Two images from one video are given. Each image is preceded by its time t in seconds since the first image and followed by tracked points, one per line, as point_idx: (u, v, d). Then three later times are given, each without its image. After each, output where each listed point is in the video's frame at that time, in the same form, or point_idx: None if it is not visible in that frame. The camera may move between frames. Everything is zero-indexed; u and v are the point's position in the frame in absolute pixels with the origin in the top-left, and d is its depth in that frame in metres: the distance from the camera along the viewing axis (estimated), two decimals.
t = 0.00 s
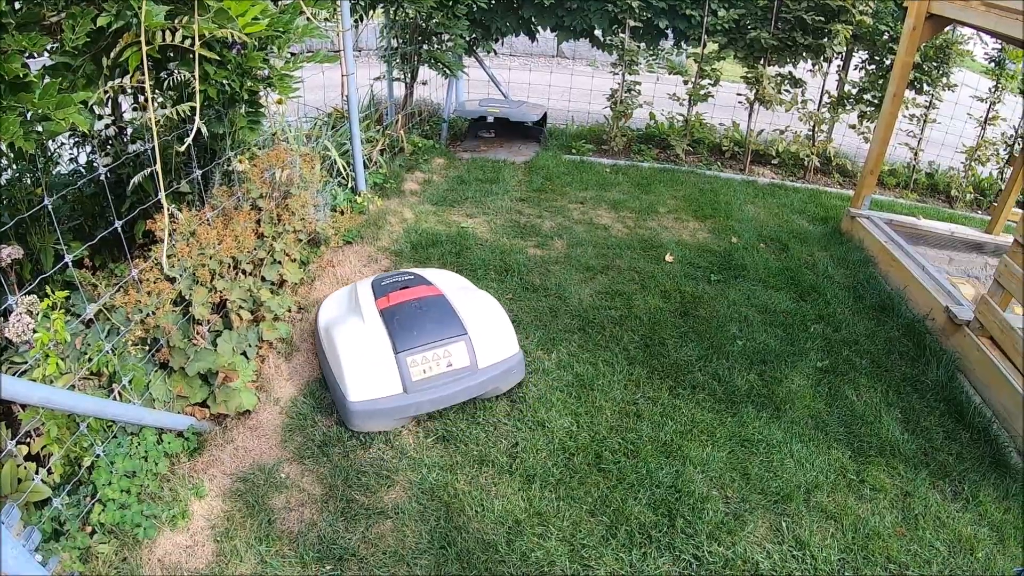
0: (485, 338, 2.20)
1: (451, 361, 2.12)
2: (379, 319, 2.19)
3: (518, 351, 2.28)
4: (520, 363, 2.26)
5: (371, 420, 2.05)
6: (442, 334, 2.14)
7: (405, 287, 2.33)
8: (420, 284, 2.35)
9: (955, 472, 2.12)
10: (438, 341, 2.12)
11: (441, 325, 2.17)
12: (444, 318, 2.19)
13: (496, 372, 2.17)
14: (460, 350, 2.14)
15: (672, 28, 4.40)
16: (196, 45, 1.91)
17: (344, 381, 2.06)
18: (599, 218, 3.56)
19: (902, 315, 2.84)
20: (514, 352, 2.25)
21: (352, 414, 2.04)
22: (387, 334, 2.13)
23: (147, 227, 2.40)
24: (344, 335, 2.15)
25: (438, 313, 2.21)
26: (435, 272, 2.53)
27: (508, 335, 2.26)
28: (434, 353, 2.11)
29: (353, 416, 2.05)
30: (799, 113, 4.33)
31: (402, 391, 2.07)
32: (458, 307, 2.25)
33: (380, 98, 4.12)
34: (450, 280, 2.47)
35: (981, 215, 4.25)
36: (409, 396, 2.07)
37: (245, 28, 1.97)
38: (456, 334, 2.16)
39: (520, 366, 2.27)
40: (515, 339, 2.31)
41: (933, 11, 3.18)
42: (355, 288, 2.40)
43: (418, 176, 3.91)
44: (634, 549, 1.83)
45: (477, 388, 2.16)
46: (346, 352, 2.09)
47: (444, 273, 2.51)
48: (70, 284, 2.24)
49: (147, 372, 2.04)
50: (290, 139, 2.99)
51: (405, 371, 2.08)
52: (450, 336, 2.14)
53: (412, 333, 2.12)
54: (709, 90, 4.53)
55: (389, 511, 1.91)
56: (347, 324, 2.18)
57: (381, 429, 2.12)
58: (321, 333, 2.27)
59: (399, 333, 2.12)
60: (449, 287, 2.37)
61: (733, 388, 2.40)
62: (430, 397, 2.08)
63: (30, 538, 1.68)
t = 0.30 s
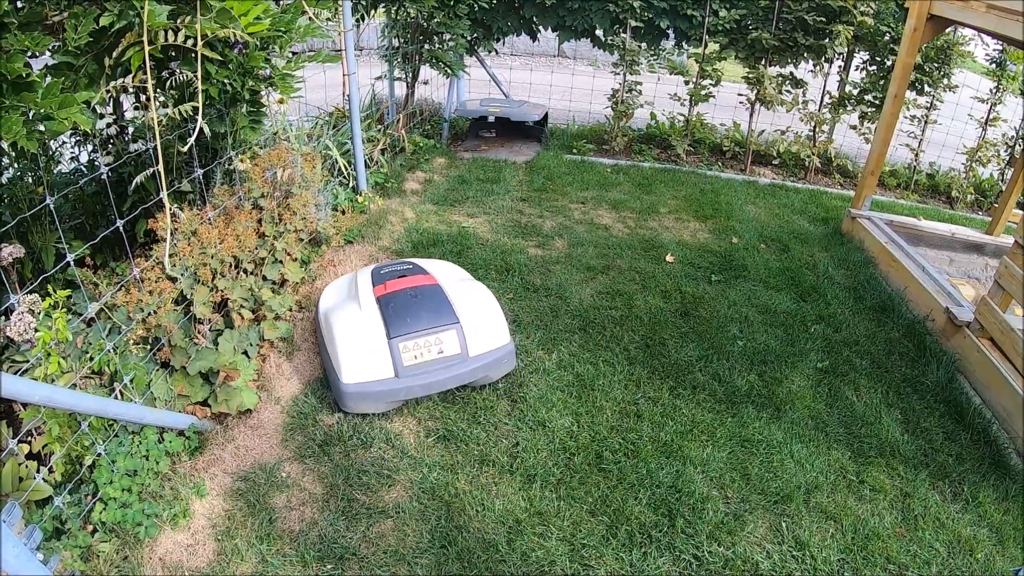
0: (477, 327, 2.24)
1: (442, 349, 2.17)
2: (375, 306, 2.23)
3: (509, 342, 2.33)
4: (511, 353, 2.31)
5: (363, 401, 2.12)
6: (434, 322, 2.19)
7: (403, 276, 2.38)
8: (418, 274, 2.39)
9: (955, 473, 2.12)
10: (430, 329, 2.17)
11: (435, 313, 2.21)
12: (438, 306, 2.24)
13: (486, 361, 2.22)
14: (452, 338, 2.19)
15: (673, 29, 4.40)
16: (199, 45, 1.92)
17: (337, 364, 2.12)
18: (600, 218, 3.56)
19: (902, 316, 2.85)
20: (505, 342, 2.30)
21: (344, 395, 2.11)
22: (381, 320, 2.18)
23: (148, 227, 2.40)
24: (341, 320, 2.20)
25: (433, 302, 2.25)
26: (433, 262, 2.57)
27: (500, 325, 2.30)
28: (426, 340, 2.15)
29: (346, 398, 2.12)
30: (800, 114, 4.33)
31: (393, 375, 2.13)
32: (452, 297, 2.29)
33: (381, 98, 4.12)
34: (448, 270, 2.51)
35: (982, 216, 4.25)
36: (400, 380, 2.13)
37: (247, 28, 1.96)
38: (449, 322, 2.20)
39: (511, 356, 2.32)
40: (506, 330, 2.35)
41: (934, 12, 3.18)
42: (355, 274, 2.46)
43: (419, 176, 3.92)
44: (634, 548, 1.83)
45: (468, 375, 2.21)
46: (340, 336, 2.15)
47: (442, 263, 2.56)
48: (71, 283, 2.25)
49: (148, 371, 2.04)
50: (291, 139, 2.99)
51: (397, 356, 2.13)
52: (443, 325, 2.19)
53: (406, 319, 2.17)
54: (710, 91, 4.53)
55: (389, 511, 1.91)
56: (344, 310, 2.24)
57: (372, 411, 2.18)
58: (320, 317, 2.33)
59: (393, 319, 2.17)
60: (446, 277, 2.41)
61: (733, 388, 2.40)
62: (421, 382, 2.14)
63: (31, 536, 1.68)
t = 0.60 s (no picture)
0: (475, 320, 2.29)
1: (440, 339, 2.22)
2: (378, 295, 2.30)
3: (507, 337, 2.36)
4: (508, 348, 2.35)
5: (361, 387, 2.17)
6: (434, 313, 2.24)
7: (407, 269, 2.44)
8: (422, 267, 2.45)
9: (960, 478, 2.12)
10: (429, 320, 2.22)
11: (435, 304, 2.27)
12: (438, 298, 2.29)
13: (482, 354, 2.26)
14: (450, 330, 2.24)
15: (678, 32, 4.41)
16: (208, 47, 1.93)
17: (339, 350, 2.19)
18: (605, 221, 3.56)
19: (907, 320, 2.85)
20: (503, 337, 2.34)
21: (343, 380, 2.17)
22: (382, 308, 2.24)
23: (155, 228, 2.41)
24: (344, 308, 2.27)
25: (434, 293, 2.31)
26: (438, 257, 2.62)
27: (498, 319, 2.34)
28: (424, 330, 2.21)
29: (345, 383, 2.18)
30: (805, 118, 4.33)
31: (390, 362, 2.18)
32: (453, 290, 2.34)
33: (387, 100, 4.13)
34: (453, 265, 2.55)
35: (987, 220, 4.25)
36: (398, 368, 2.18)
37: (256, 31, 1.97)
38: (448, 314, 2.25)
39: (508, 350, 2.35)
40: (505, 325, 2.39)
41: (940, 16, 3.19)
42: (363, 266, 2.53)
43: (425, 178, 3.92)
44: (639, 552, 1.84)
45: (464, 367, 2.25)
46: (343, 322, 2.22)
47: (447, 259, 2.60)
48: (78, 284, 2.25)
49: (155, 372, 2.05)
50: (297, 141, 3.00)
51: (396, 344, 2.19)
52: (442, 316, 2.24)
53: (406, 309, 2.23)
54: (716, 94, 4.53)
55: (395, 513, 1.92)
56: (348, 299, 2.31)
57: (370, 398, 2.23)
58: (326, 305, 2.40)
59: (393, 308, 2.24)
60: (450, 272, 2.46)
61: (738, 392, 2.40)
62: (418, 371, 2.19)
63: (37, 537, 1.70)
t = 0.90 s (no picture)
0: (474, 317, 2.34)
1: (436, 332, 2.29)
2: (382, 287, 2.38)
3: (506, 334, 2.40)
4: (507, 345, 2.39)
5: (358, 373, 2.27)
6: (432, 308, 2.30)
7: (414, 263, 2.51)
8: (428, 262, 2.51)
9: (965, 486, 2.11)
10: (427, 313, 2.29)
11: (435, 299, 2.33)
12: (439, 293, 2.36)
13: (478, 350, 2.31)
14: (447, 324, 2.30)
15: (685, 37, 4.42)
16: (216, 48, 1.94)
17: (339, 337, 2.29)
18: (611, 226, 3.56)
19: (913, 327, 2.84)
20: (501, 334, 2.38)
21: (342, 366, 2.26)
22: (384, 300, 2.33)
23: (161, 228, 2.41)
24: (348, 297, 2.37)
25: (436, 288, 2.37)
26: (448, 253, 2.68)
27: (497, 317, 2.39)
28: (421, 323, 2.28)
29: (343, 369, 2.27)
30: (811, 123, 4.32)
31: (387, 352, 2.27)
32: (455, 286, 2.40)
33: (393, 103, 4.14)
34: (461, 262, 2.60)
35: (994, 227, 4.23)
36: (394, 358, 2.27)
37: (265, 32, 1.97)
38: (446, 309, 2.31)
39: (506, 348, 2.39)
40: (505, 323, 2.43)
41: (947, 23, 3.18)
42: (374, 257, 2.62)
43: (431, 181, 3.93)
44: (643, 557, 1.83)
45: (459, 361, 2.31)
46: (346, 311, 2.32)
47: (457, 254, 2.65)
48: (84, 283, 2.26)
49: (159, 372, 2.05)
50: (304, 143, 3.01)
51: (393, 335, 2.27)
52: (440, 310, 2.30)
53: (406, 302, 2.30)
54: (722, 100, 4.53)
55: (399, 515, 1.91)
56: (354, 289, 2.40)
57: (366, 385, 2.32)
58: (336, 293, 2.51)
59: (394, 300, 2.32)
60: (455, 268, 2.51)
61: (743, 398, 2.39)
62: (413, 362, 2.27)
63: (40, 535, 1.70)
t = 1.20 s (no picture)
0: (475, 313, 2.40)
1: (436, 326, 2.35)
2: (388, 279, 2.45)
3: (506, 333, 2.45)
4: (506, 343, 2.43)
5: (360, 359, 2.35)
6: (435, 302, 2.36)
7: (423, 257, 2.57)
8: (437, 257, 2.57)
9: (971, 494, 2.09)
10: (429, 307, 2.35)
11: (438, 294, 2.38)
12: (443, 288, 2.41)
13: (476, 346, 2.37)
14: (447, 319, 2.36)
15: (693, 42, 4.42)
16: (226, 50, 1.94)
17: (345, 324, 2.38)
18: (618, 230, 3.55)
19: (920, 335, 2.82)
20: (500, 332, 2.43)
21: (345, 352, 2.36)
22: (389, 291, 2.40)
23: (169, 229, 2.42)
24: (356, 287, 2.45)
25: (441, 283, 2.42)
26: (459, 250, 2.72)
27: (498, 315, 2.44)
28: (422, 316, 2.35)
29: (346, 355, 2.36)
30: (819, 129, 4.31)
31: (387, 342, 2.35)
32: (459, 282, 2.45)
33: (401, 106, 4.16)
34: (471, 259, 2.65)
35: (1001, 235, 4.21)
36: (394, 347, 2.34)
37: (274, 36, 1.97)
38: (448, 304, 2.37)
39: (505, 345, 2.44)
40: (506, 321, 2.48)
41: (956, 29, 3.17)
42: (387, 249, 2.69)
43: (438, 184, 3.93)
44: (647, 563, 1.82)
45: (457, 356, 2.37)
46: (353, 299, 2.40)
47: (468, 251, 2.70)
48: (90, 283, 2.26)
49: (166, 373, 2.05)
50: (312, 145, 3.02)
51: (394, 326, 2.34)
52: (441, 305, 2.36)
53: (409, 294, 2.37)
54: (730, 105, 4.52)
55: (403, 519, 1.91)
56: (363, 279, 2.48)
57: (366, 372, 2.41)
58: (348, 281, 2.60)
59: (399, 292, 2.39)
60: (463, 264, 2.56)
61: (749, 405, 2.38)
62: (412, 353, 2.33)
63: (44, 534, 1.69)
